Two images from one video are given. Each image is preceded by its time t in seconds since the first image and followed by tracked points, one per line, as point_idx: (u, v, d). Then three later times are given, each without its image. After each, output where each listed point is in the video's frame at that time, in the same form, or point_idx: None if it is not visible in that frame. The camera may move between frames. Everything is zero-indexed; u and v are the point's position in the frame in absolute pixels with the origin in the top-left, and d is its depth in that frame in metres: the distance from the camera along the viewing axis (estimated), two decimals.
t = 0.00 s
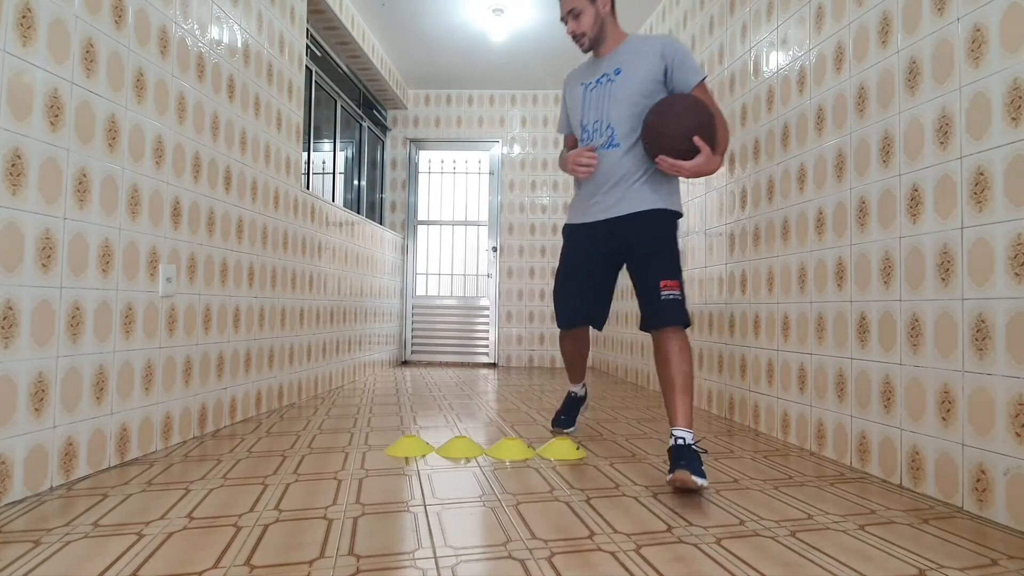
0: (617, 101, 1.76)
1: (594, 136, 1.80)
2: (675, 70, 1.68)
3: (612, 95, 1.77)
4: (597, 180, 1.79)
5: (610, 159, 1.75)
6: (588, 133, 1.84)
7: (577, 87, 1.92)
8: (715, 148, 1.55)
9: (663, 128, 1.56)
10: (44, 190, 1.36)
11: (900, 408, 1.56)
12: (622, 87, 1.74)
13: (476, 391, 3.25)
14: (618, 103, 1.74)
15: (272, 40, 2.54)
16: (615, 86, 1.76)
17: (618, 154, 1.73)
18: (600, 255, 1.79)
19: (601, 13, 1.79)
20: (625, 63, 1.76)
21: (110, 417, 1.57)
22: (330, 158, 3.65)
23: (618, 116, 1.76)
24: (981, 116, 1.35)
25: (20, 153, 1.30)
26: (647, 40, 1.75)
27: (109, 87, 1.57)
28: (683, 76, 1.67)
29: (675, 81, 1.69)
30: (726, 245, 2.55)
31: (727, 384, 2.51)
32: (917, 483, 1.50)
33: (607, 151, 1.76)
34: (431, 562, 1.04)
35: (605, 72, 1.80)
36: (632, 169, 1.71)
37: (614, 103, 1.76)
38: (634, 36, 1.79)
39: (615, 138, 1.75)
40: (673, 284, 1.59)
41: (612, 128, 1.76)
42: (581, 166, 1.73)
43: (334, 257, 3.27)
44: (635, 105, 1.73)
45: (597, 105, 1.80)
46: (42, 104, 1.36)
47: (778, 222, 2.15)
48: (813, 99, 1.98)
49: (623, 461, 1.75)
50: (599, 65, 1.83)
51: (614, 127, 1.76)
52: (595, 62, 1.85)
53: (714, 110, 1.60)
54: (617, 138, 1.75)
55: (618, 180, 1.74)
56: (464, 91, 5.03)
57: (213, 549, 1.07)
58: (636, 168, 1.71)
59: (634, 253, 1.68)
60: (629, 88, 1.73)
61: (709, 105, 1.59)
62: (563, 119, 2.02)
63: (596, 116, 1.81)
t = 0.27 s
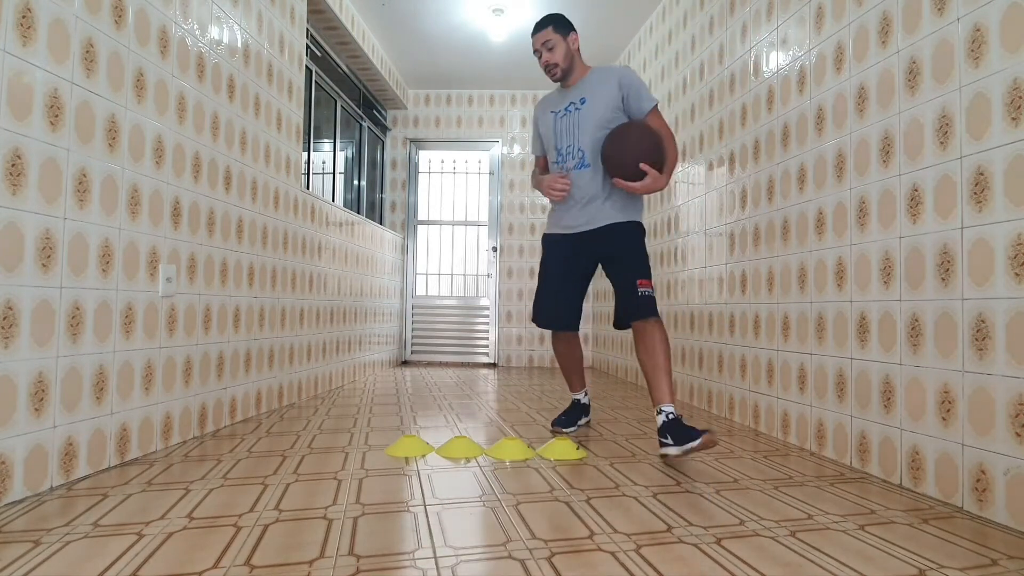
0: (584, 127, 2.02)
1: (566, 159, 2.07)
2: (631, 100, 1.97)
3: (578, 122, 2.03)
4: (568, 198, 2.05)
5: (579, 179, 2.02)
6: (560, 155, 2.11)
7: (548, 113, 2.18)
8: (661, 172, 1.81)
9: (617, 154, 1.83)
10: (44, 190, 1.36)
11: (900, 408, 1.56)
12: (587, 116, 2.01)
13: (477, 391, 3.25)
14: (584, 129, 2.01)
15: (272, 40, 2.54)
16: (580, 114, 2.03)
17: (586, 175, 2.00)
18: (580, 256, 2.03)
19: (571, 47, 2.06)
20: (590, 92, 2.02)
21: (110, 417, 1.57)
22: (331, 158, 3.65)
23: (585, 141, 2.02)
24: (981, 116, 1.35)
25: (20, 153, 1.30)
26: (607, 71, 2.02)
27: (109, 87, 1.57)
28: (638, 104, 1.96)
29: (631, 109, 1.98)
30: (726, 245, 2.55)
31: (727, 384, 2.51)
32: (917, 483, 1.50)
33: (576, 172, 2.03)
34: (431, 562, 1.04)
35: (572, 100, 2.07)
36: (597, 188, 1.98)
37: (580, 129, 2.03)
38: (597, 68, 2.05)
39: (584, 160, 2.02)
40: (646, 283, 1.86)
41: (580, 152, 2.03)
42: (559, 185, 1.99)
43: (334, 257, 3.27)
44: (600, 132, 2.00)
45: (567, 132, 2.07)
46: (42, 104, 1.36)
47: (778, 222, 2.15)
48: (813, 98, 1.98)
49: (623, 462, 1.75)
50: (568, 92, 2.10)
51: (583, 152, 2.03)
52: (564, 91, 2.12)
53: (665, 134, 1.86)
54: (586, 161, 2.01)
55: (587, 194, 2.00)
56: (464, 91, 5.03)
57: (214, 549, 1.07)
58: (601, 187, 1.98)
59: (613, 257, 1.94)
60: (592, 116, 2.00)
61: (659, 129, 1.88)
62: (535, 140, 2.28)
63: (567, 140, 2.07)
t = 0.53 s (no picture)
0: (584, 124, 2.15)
1: (562, 150, 2.18)
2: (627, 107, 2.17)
3: (578, 119, 2.16)
4: (562, 186, 2.16)
5: (577, 173, 2.15)
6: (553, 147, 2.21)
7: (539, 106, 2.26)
8: (659, 164, 2.05)
9: (623, 145, 2.02)
10: (44, 190, 1.36)
11: (900, 409, 1.56)
12: (587, 115, 2.15)
13: (477, 392, 3.25)
14: (585, 125, 2.15)
15: (272, 40, 2.54)
16: (581, 112, 2.17)
17: (586, 168, 2.15)
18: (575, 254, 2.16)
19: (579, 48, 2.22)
20: (590, 94, 2.17)
21: (110, 417, 1.57)
22: (331, 158, 3.65)
23: (584, 137, 2.16)
24: (981, 116, 1.35)
25: (20, 153, 1.30)
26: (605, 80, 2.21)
27: (109, 86, 1.57)
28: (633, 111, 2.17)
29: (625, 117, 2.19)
30: (726, 245, 2.55)
31: (727, 384, 2.52)
32: (917, 483, 1.50)
33: (573, 164, 2.16)
34: (431, 562, 1.04)
35: (570, 98, 2.19)
36: (594, 182, 2.15)
37: (580, 126, 2.16)
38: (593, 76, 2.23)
39: (581, 152, 2.16)
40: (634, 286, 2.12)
41: (579, 146, 2.16)
42: (559, 121, 2.00)
43: (334, 257, 3.27)
44: (598, 130, 2.16)
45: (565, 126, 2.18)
46: (42, 104, 1.36)
47: (778, 222, 2.15)
48: (813, 98, 1.98)
49: (623, 462, 1.75)
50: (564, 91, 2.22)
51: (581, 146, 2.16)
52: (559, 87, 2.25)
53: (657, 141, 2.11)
54: (585, 155, 2.15)
55: (584, 186, 2.14)
56: (464, 91, 5.03)
57: (214, 549, 1.07)
58: (598, 182, 2.15)
59: (597, 252, 2.13)
60: (593, 116, 2.15)
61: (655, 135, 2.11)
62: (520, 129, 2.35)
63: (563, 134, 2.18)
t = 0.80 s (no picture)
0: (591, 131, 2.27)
1: (570, 152, 2.25)
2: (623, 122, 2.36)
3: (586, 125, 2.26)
4: (571, 187, 2.22)
5: (583, 175, 2.24)
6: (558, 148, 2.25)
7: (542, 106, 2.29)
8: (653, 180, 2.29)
9: (634, 158, 2.20)
10: (44, 190, 1.36)
11: (900, 409, 1.56)
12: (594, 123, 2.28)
13: (477, 391, 3.25)
14: (592, 132, 2.27)
15: (272, 40, 2.54)
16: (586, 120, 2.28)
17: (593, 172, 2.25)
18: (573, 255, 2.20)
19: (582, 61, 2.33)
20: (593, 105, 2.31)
21: (110, 417, 1.57)
22: (331, 158, 3.65)
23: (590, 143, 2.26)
24: (980, 117, 1.35)
25: (20, 153, 1.30)
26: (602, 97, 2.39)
27: (109, 86, 1.57)
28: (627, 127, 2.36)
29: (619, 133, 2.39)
30: (726, 245, 2.55)
31: (727, 384, 2.52)
32: (917, 483, 1.50)
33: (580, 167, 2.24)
34: (431, 562, 1.04)
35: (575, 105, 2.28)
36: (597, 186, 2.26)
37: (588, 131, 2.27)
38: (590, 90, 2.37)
39: (589, 157, 2.26)
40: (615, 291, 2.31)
41: (587, 150, 2.25)
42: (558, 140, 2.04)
43: (334, 257, 3.27)
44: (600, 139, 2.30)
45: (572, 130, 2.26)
46: (42, 104, 1.36)
47: (778, 222, 2.15)
48: (813, 99, 1.98)
49: (622, 462, 1.75)
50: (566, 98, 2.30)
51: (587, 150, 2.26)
52: (561, 92, 2.31)
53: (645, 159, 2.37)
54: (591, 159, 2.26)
55: (589, 189, 2.23)
56: (464, 91, 5.03)
57: (214, 549, 1.07)
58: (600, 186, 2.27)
59: (593, 254, 2.23)
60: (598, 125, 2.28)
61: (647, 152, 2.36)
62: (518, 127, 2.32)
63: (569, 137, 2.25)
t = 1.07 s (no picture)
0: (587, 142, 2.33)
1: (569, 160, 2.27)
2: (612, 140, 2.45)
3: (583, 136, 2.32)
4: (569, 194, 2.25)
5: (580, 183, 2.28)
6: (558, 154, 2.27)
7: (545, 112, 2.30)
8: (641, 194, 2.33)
9: (629, 175, 2.21)
10: (44, 190, 1.36)
11: (900, 409, 1.56)
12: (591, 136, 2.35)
13: (477, 392, 3.25)
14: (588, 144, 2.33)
15: (272, 40, 2.54)
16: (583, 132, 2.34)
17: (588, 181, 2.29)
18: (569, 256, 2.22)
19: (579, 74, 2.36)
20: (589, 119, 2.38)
21: (110, 417, 1.57)
22: (330, 158, 3.65)
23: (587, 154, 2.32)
24: (980, 117, 1.35)
25: (20, 153, 1.30)
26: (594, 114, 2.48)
27: (109, 86, 1.57)
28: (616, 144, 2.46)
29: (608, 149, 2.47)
30: (726, 245, 2.55)
31: (727, 384, 2.52)
32: (917, 483, 1.50)
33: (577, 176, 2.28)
34: (431, 562, 1.04)
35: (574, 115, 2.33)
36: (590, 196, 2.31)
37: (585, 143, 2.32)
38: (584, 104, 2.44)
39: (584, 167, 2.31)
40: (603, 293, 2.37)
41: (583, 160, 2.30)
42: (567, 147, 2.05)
43: (334, 257, 3.27)
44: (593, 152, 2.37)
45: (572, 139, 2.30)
46: (42, 104, 1.36)
47: (778, 222, 2.15)
48: (813, 99, 1.98)
49: (622, 462, 1.75)
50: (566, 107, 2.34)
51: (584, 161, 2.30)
52: (560, 101, 2.35)
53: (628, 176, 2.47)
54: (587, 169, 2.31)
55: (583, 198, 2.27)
56: (464, 91, 5.03)
57: (214, 549, 1.07)
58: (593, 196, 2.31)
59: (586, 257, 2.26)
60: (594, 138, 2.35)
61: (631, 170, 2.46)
62: (518, 128, 2.29)
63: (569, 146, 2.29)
